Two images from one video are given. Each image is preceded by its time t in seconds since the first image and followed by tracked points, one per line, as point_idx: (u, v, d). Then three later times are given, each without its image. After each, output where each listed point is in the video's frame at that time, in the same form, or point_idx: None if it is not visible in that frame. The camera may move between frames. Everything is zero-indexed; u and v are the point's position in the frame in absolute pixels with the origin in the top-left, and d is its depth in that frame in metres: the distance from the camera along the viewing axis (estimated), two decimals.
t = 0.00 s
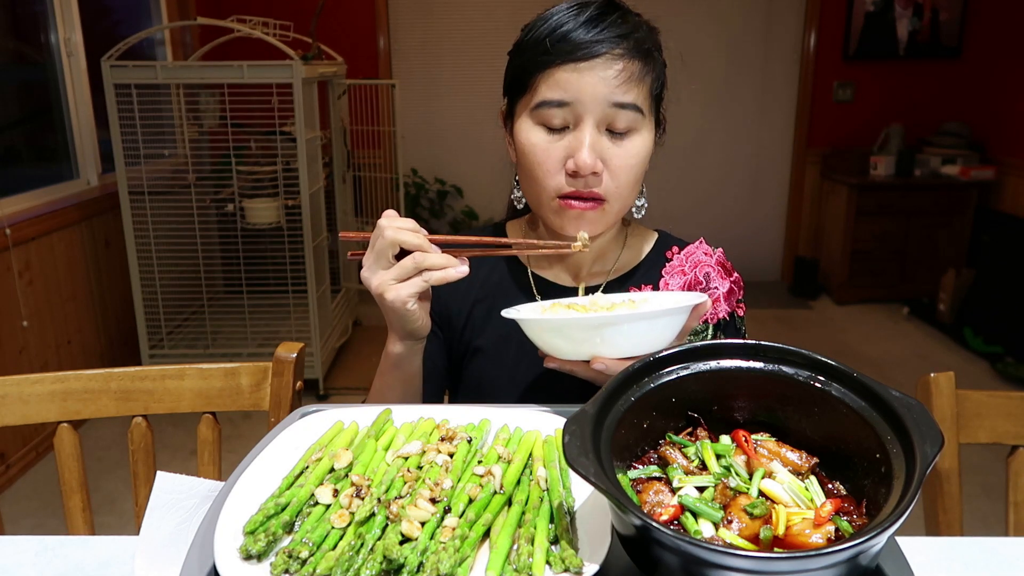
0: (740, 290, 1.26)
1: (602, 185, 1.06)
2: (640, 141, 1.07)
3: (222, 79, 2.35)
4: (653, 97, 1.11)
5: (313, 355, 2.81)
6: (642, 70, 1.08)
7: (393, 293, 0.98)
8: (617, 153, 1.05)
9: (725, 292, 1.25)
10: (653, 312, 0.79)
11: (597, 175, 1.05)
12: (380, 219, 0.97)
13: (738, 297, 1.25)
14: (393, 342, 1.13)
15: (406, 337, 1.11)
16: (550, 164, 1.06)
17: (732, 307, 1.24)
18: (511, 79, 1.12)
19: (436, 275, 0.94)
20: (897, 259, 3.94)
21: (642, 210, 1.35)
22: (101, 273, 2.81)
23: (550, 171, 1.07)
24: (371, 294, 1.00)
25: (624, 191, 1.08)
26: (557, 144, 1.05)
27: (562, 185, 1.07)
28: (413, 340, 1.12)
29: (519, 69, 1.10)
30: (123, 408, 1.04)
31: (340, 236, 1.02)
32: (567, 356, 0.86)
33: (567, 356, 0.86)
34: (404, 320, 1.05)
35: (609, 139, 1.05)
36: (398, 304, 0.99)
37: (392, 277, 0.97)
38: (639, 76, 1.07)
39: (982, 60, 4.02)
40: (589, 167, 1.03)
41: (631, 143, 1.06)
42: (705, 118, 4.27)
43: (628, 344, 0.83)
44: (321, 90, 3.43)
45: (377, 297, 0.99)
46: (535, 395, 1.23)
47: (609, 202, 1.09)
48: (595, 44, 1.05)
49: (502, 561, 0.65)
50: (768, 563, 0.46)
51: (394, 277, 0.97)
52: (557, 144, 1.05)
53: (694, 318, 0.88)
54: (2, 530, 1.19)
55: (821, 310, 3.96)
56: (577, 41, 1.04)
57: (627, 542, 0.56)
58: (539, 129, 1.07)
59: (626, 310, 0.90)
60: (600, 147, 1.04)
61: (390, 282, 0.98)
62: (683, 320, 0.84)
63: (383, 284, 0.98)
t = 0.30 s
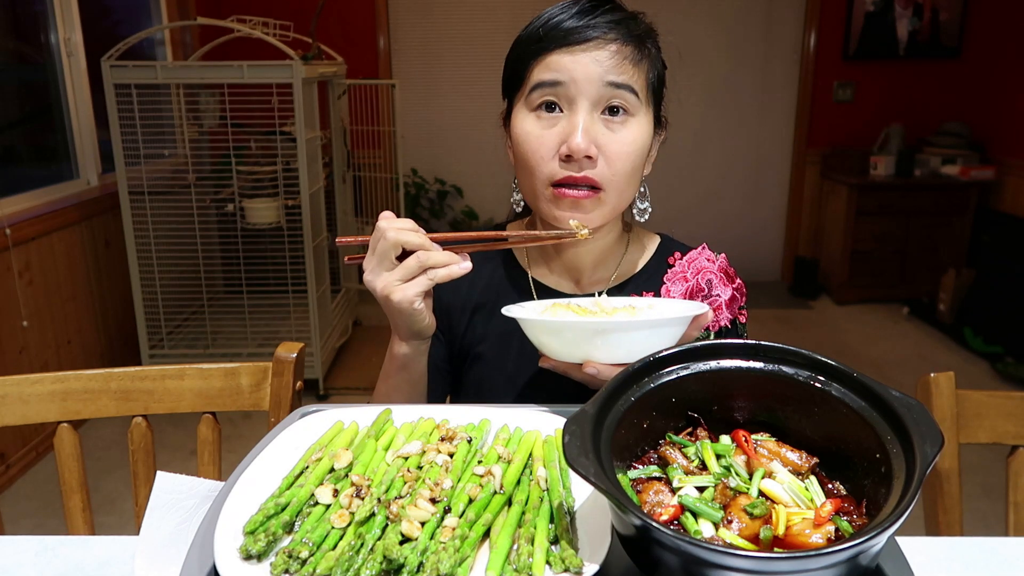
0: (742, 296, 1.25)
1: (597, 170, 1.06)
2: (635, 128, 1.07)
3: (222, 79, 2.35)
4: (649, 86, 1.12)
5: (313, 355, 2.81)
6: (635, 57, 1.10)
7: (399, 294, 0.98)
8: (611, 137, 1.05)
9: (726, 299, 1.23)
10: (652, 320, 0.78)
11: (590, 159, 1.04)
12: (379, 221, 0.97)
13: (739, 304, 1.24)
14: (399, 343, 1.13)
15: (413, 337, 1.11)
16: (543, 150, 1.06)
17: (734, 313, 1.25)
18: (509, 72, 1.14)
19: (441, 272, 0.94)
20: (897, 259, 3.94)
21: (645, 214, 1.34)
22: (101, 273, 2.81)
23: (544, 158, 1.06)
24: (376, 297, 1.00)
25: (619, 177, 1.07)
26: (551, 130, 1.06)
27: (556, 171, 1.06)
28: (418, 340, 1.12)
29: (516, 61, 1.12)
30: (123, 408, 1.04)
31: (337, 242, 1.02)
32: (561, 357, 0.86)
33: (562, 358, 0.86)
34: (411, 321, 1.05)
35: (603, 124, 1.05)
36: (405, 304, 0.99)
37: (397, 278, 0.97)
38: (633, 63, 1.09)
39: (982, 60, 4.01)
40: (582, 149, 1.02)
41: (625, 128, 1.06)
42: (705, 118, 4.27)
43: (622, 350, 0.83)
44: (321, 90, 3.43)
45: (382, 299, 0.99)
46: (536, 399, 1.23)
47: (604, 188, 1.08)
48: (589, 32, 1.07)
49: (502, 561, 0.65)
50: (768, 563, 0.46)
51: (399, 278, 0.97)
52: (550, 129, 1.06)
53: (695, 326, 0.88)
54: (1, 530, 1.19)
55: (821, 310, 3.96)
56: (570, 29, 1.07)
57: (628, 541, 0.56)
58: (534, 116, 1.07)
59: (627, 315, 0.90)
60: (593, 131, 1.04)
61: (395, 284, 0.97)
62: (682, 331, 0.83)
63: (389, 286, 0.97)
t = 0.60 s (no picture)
0: (742, 296, 1.25)
1: (594, 173, 1.06)
2: (633, 130, 1.07)
3: (222, 79, 2.35)
4: (647, 87, 1.11)
5: (313, 355, 2.81)
6: (632, 59, 1.09)
7: (399, 291, 0.98)
8: (609, 140, 1.05)
9: (726, 298, 1.23)
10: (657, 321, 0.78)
11: (587, 162, 1.04)
12: (377, 218, 0.97)
13: (739, 304, 1.24)
14: (399, 341, 1.14)
15: (413, 335, 1.11)
16: (541, 152, 1.06)
17: (733, 313, 1.24)
18: (506, 72, 1.14)
19: (441, 269, 0.94)
20: (897, 259, 3.94)
21: (642, 213, 1.35)
22: (101, 273, 2.81)
23: (541, 161, 1.07)
24: (376, 295, 1.00)
25: (616, 180, 1.07)
26: (548, 132, 1.06)
27: (553, 173, 1.06)
28: (419, 338, 1.12)
29: (514, 62, 1.12)
30: (123, 408, 1.04)
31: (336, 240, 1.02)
32: (566, 359, 0.86)
33: (566, 359, 0.86)
34: (411, 318, 1.05)
35: (600, 126, 1.05)
36: (405, 301, 0.99)
37: (397, 275, 0.97)
38: (630, 65, 1.09)
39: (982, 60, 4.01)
40: (579, 152, 1.03)
41: (623, 131, 1.06)
42: (705, 118, 4.27)
43: (627, 350, 0.82)
44: (321, 90, 3.43)
45: (383, 296, 0.99)
46: (536, 399, 1.23)
47: (601, 191, 1.08)
48: (586, 33, 1.07)
49: (502, 561, 0.65)
50: (768, 563, 0.46)
51: (399, 274, 0.97)
52: (548, 131, 1.06)
53: (698, 326, 0.88)
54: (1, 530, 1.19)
55: (821, 310, 3.96)
56: (568, 29, 1.07)
57: (627, 542, 0.56)
58: (531, 119, 1.08)
59: (629, 316, 0.90)
60: (590, 133, 1.04)
61: (395, 280, 0.97)
62: (686, 331, 0.84)
63: (388, 283, 0.97)
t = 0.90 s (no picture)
0: (741, 297, 1.25)
1: (590, 173, 1.06)
2: (630, 130, 1.07)
3: (222, 79, 2.35)
4: (645, 87, 1.11)
5: (313, 355, 2.81)
6: (630, 59, 1.09)
7: (398, 292, 0.98)
8: (606, 141, 1.05)
9: (725, 298, 1.24)
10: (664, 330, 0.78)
11: (584, 162, 1.04)
12: (378, 218, 0.97)
13: (738, 304, 1.24)
14: (396, 340, 1.13)
15: (411, 335, 1.11)
16: (538, 152, 1.07)
17: (732, 313, 1.24)
18: (505, 71, 1.14)
19: (440, 271, 0.95)
20: (897, 259, 3.94)
21: (642, 213, 1.34)
22: (101, 273, 2.81)
23: (538, 160, 1.07)
24: (374, 295, 1.00)
25: (613, 180, 1.07)
26: (545, 132, 1.06)
27: (550, 173, 1.07)
28: (417, 338, 1.13)
29: (512, 61, 1.12)
30: (123, 408, 1.04)
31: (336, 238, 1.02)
32: (570, 364, 0.86)
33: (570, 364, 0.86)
34: (410, 318, 1.05)
35: (597, 126, 1.06)
36: (403, 302, 0.99)
37: (396, 276, 0.97)
38: (628, 65, 1.09)
39: (982, 60, 4.02)
40: (576, 152, 1.03)
41: (620, 131, 1.06)
42: (705, 118, 4.27)
43: (632, 357, 0.82)
44: (321, 90, 3.43)
45: (381, 296, 0.99)
46: (535, 399, 1.23)
47: (598, 192, 1.08)
48: (584, 33, 1.07)
49: (502, 560, 0.65)
50: (768, 563, 0.46)
51: (397, 275, 0.97)
52: (545, 131, 1.06)
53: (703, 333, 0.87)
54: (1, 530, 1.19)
55: (821, 310, 3.95)
56: (566, 29, 1.07)
57: (627, 542, 0.56)
58: (529, 118, 1.08)
59: (633, 320, 0.89)
60: (587, 134, 1.04)
61: (394, 281, 0.98)
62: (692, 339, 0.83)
63: (387, 283, 0.98)
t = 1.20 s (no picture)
0: (741, 295, 1.25)
1: (583, 173, 1.06)
2: (623, 130, 1.07)
3: (222, 79, 2.35)
4: (639, 87, 1.11)
5: (313, 355, 2.81)
6: (624, 58, 1.09)
7: (390, 292, 0.98)
8: (598, 141, 1.05)
9: (724, 297, 1.24)
10: (658, 324, 0.78)
11: (577, 162, 1.04)
12: (370, 218, 0.97)
13: (738, 303, 1.24)
14: (390, 340, 1.13)
15: (405, 335, 1.11)
16: (531, 153, 1.07)
17: (732, 312, 1.24)
18: (500, 72, 1.15)
19: (432, 271, 0.94)
20: (897, 260, 3.94)
21: (639, 213, 1.35)
22: (101, 273, 2.81)
23: (532, 161, 1.07)
24: (367, 294, 1.00)
25: (606, 180, 1.07)
26: (538, 133, 1.06)
27: (543, 174, 1.07)
28: (412, 337, 1.12)
29: (507, 61, 1.12)
30: (123, 408, 1.04)
31: (331, 238, 1.02)
32: (564, 359, 0.86)
33: (564, 360, 0.86)
34: (402, 318, 1.05)
35: (590, 126, 1.06)
36: (395, 302, 0.99)
37: (388, 275, 0.97)
38: (621, 65, 1.08)
39: (982, 60, 4.02)
40: (568, 152, 1.03)
41: (613, 131, 1.06)
42: (705, 118, 4.27)
43: (626, 352, 0.82)
44: (321, 90, 3.43)
45: (374, 296, 0.99)
46: (534, 399, 1.23)
47: (592, 192, 1.08)
48: (577, 33, 1.07)
49: (502, 560, 0.65)
50: (769, 563, 0.46)
51: (389, 275, 0.97)
52: (538, 132, 1.06)
53: (698, 329, 0.88)
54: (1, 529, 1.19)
55: (821, 310, 3.95)
56: (559, 29, 1.07)
57: (628, 542, 0.56)
58: (522, 119, 1.08)
59: (628, 317, 0.89)
60: (579, 134, 1.04)
61: (386, 281, 0.97)
62: (685, 335, 0.84)
63: (379, 283, 0.97)
